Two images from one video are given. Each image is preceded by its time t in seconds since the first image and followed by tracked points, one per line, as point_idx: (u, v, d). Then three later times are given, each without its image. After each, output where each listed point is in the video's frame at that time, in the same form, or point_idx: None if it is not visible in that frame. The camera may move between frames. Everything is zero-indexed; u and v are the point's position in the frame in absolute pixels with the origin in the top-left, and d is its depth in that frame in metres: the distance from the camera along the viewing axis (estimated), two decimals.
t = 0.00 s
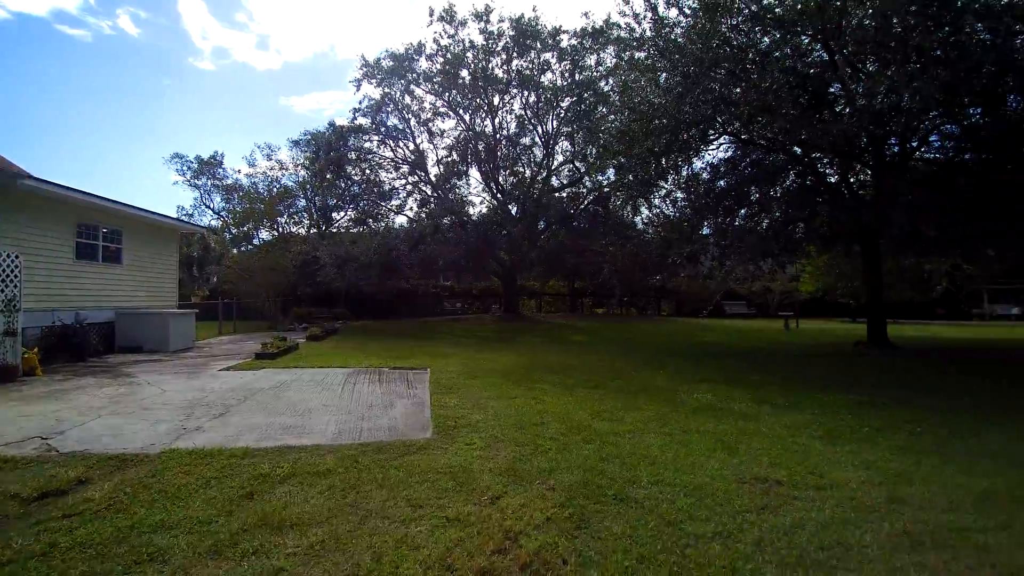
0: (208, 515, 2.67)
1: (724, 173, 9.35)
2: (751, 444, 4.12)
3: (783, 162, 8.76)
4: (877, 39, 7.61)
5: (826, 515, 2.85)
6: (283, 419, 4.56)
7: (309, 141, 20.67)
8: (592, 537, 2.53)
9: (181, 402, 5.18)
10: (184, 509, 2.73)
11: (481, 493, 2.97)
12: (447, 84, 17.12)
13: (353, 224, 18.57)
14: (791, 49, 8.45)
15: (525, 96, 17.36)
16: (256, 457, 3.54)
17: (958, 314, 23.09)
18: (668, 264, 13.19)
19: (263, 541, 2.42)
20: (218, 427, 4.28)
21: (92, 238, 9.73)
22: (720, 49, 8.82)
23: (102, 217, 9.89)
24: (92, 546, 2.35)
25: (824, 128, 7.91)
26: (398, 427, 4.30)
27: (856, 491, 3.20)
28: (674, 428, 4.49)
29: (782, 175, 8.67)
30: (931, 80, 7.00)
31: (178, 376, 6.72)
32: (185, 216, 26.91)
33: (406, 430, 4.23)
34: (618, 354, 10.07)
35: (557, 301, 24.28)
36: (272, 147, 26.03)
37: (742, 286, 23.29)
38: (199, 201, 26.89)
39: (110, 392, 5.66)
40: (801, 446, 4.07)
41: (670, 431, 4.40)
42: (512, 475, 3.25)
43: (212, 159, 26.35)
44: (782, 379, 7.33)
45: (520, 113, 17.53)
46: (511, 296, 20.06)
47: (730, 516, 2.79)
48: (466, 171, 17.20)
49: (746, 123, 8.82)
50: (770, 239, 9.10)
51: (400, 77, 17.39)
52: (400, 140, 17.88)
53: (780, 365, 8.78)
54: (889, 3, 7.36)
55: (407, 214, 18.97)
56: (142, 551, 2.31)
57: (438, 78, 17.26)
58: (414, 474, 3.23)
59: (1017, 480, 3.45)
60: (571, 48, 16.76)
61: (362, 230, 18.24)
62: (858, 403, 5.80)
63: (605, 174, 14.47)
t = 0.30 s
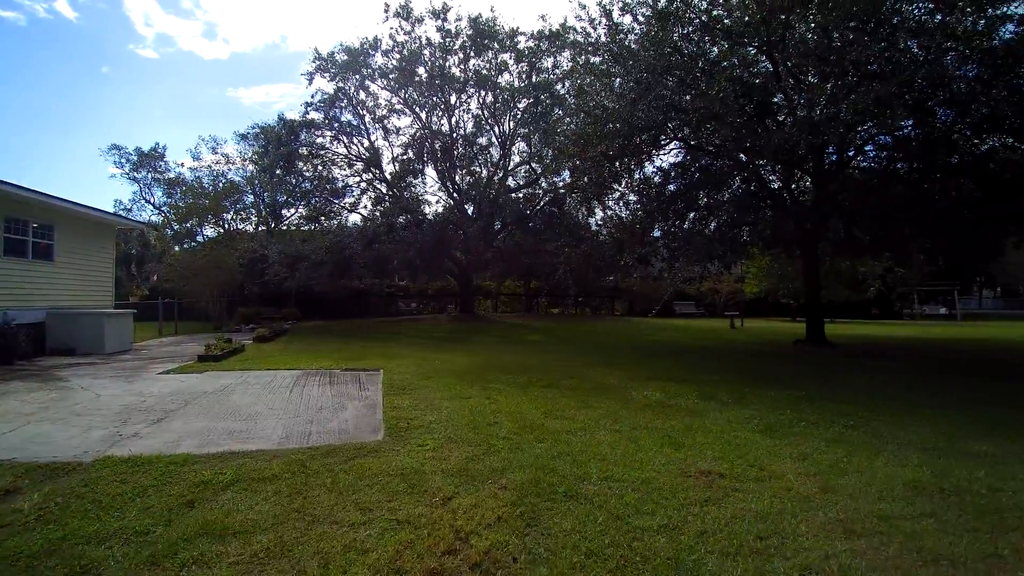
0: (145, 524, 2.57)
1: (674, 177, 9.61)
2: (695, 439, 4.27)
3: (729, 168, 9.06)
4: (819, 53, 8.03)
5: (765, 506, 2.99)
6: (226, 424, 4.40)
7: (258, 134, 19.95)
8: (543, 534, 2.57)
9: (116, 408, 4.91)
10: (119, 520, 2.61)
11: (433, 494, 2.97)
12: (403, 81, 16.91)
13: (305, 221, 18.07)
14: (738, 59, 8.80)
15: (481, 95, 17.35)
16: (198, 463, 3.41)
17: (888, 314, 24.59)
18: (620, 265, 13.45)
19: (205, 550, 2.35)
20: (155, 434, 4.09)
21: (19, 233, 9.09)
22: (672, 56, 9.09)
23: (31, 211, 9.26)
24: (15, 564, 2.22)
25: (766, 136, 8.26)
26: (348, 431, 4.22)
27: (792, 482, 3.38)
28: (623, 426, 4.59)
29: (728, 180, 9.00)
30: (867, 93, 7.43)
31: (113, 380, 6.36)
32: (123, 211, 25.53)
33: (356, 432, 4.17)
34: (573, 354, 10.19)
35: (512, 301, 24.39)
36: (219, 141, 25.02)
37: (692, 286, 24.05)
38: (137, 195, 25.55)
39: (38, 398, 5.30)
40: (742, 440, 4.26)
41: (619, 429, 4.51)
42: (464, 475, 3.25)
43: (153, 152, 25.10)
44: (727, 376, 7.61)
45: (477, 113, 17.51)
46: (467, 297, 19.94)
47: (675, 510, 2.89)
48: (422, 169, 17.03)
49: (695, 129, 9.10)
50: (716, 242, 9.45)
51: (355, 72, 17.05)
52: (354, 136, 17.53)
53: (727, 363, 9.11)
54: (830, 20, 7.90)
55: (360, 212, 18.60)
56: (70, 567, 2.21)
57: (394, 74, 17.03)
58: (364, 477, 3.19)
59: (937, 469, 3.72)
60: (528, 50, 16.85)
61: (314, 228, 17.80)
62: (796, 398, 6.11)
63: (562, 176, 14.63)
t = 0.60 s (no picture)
0: (79, 535, 2.44)
1: (630, 180, 9.80)
2: (647, 435, 4.38)
3: (680, 172, 9.31)
4: (766, 63, 8.37)
5: (711, 499, 3.10)
6: (169, 429, 4.21)
7: (206, 127, 19.18)
8: (495, 533, 2.59)
9: (46, 414, 4.62)
10: (49, 531, 2.47)
11: (385, 496, 2.94)
12: (359, 77, 16.61)
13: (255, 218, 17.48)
14: (691, 67, 9.08)
15: (440, 94, 17.24)
16: (137, 470, 3.26)
17: (829, 314, 25.85)
18: (577, 265, 13.62)
19: (144, 562, 2.26)
20: (90, 440, 3.87)
21: None
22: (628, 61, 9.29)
23: None
24: None
25: (716, 142, 8.53)
26: (299, 434, 4.12)
27: (737, 475, 3.51)
28: (579, 424, 4.66)
29: (680, 184, 9.26)
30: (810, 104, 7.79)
31: (44, 384, 5.99)
32: (58, 204, 24.13)
33: (307, 436, 4.07)
34: (530, 353, 10.26)
35: (471, 301, 24.33)
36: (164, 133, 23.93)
37: (646, 287, 24.62)
38: (73, 188, 24.14)
39: None
40: (692, 436, 4.40)
41: (574, 427, 4.58)
42: (419, 477, 3.23)
43: (92, 143, 23.82)
44: (679, 374, 7.82)
45: (435, 111, 17.38)
46: (424, 296, 19.76)
47: (626, 505, 2.96)
48: (378, 167, 16.76)
49: (649, 135, 9.28)
50: (668, 244, 9.70)
51: (309, 65, 16.62)
52: (308, 131, 17.10)
53: (679, 361, 9.36)
54: (777, 33, 8.26)
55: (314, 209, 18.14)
56: None
57: (350, 69, 16.71)
58: (314, 481, 3.12)
59: (869, 460, 3.94)
60: (488, 50, 16.85)
61: (266, 225, 17.28)
62: (743, 394, 6.36)
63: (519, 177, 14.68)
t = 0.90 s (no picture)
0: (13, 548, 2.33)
1: (589, 182, 9.94)
2: (603, 432, 4.46)
3: (637, 175, 9.51)
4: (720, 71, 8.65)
5: (663, 493, 3.19)
6: (111, 434, 4.03)
7: (152, 119, 18.36)
8: (451, 533, 2.59)
9: None
10: None
11: (340, 499, 2.89)
12: (317, 71, 16.23)
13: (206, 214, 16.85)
14: (649, 72, 9.21)
15: (401, 91, 17.04)
16: (77, 477, 3.11)
17: (779, 313, 26.89)
18: (537, 266, 13.71)
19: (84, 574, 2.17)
20: (24, 446, 3.67)
21: None
22: (588, 65, 9.41)
23: None
24: None
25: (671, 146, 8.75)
26: (250, 438, 4.01)
27: (688, 469, 3.62)
28: (536, 422, 4.70)
29: (638, 187, 9.45)
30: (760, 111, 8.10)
31: None
32: None
33: (259, 439, 3.96)
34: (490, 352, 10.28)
35: (431, 301, 24.14)
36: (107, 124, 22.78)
37: (605, 287, 24.98)
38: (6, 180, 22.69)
39: None
40: (646, 432, 4.51)
41: (532, 425, 4.62)
42: (375, 479, 3.20)
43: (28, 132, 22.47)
44: (635, 372, 7.99)
45: (396, 108, 17.17)
46: (383, 296, 19.49)
47: (581, 501, 3.01)
48: (336, 164, 16.43)
49: (607, 138, 9.45)
50: (625, 246, 9.90)
51: (264, 57, 16.13)
52: (263, 125, 16.60)
53: (635, 359, 9.56)
54: (730, 43, 8.57)
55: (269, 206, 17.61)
56: None
57: (307, 63, 16.32)
58: (266, 486, 3.04)
59: (813, 452, 4.13)
60: (450, 48, 16.76)
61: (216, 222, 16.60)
62: (697, 391, 6.54)
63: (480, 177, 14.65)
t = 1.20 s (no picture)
0: None
1: (553, 183, 10.03)
2: (564, 431, 4.51)
3: (600, 177, 9.65)
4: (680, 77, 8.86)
5: (621, 489, 3.26)
6: (53, 440, 3.85)
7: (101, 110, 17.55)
8: (410, 535, 2.58)
9: None
10: None
11: (296, 504, 2.84)
12: (277, 65, 15.83)
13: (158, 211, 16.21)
14: (612, 76, 9.35)
15: (364, 88, 16.80)
16: (17, 485, 2.97)
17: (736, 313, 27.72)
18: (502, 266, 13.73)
19: None
20: None
21: None
22: (552, 67, 9.49)
23: None
24: None
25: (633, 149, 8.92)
26: (203, 442, 3.89)
27: (645, 466, 3.71)
28: (498, 422, 4.71)
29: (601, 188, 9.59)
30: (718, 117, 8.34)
31: None
32: None
33: (212, 444, 3.85)
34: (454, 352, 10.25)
35: (394, 301, 23.86)
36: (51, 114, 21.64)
37: (569, 287, 25.20)
38: None
39: None
40: (606, 430, 4.58)
41: (494, 425, 4.62)
42: (333, 482, 3.15)
43: None
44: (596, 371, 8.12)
45: (359, 105, 16.92)
46: (345, 296, 19.18)
47: (541, 499, 3.04)
48: (296, 160, 16.07)
49: (571, 140, 9.57)
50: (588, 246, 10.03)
51: (221, 49, 15.63)
52: (219, 119, 16.08)
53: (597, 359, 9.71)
54: (690, 50, 8.81)
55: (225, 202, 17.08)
56: None
57: (267, 57, 15.90)
58: (219, 491, 2.97)
59: (765, 447, 4.29)
60: (414, 46, 16.62)
61: (168, 218, 15.98)
62: (656, 390, 6.69)
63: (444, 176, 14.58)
